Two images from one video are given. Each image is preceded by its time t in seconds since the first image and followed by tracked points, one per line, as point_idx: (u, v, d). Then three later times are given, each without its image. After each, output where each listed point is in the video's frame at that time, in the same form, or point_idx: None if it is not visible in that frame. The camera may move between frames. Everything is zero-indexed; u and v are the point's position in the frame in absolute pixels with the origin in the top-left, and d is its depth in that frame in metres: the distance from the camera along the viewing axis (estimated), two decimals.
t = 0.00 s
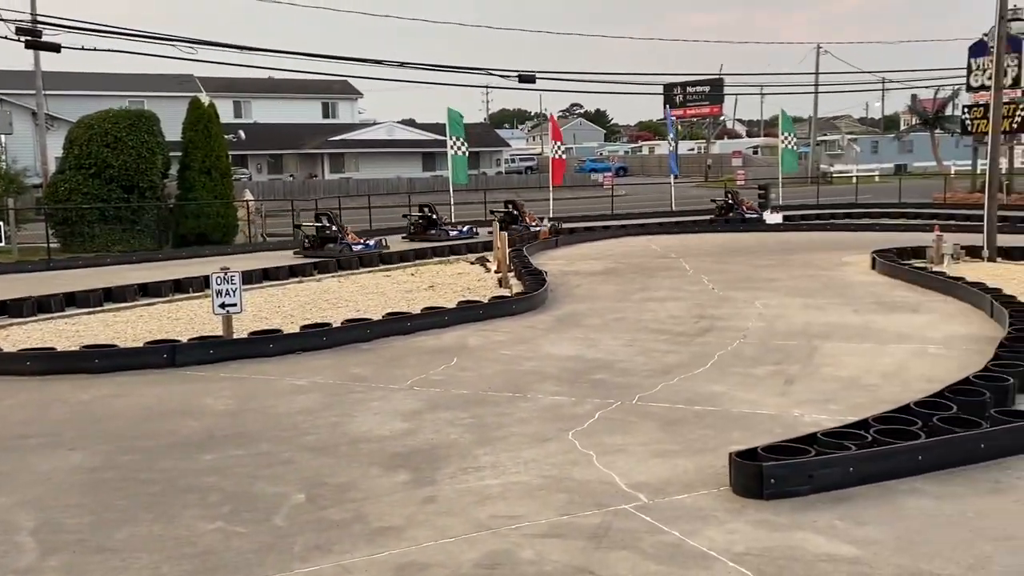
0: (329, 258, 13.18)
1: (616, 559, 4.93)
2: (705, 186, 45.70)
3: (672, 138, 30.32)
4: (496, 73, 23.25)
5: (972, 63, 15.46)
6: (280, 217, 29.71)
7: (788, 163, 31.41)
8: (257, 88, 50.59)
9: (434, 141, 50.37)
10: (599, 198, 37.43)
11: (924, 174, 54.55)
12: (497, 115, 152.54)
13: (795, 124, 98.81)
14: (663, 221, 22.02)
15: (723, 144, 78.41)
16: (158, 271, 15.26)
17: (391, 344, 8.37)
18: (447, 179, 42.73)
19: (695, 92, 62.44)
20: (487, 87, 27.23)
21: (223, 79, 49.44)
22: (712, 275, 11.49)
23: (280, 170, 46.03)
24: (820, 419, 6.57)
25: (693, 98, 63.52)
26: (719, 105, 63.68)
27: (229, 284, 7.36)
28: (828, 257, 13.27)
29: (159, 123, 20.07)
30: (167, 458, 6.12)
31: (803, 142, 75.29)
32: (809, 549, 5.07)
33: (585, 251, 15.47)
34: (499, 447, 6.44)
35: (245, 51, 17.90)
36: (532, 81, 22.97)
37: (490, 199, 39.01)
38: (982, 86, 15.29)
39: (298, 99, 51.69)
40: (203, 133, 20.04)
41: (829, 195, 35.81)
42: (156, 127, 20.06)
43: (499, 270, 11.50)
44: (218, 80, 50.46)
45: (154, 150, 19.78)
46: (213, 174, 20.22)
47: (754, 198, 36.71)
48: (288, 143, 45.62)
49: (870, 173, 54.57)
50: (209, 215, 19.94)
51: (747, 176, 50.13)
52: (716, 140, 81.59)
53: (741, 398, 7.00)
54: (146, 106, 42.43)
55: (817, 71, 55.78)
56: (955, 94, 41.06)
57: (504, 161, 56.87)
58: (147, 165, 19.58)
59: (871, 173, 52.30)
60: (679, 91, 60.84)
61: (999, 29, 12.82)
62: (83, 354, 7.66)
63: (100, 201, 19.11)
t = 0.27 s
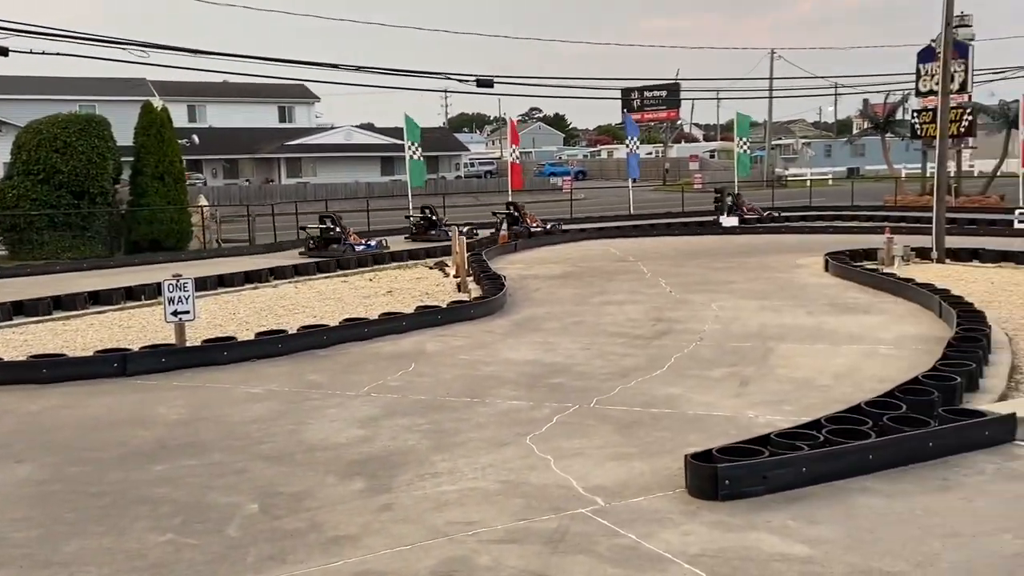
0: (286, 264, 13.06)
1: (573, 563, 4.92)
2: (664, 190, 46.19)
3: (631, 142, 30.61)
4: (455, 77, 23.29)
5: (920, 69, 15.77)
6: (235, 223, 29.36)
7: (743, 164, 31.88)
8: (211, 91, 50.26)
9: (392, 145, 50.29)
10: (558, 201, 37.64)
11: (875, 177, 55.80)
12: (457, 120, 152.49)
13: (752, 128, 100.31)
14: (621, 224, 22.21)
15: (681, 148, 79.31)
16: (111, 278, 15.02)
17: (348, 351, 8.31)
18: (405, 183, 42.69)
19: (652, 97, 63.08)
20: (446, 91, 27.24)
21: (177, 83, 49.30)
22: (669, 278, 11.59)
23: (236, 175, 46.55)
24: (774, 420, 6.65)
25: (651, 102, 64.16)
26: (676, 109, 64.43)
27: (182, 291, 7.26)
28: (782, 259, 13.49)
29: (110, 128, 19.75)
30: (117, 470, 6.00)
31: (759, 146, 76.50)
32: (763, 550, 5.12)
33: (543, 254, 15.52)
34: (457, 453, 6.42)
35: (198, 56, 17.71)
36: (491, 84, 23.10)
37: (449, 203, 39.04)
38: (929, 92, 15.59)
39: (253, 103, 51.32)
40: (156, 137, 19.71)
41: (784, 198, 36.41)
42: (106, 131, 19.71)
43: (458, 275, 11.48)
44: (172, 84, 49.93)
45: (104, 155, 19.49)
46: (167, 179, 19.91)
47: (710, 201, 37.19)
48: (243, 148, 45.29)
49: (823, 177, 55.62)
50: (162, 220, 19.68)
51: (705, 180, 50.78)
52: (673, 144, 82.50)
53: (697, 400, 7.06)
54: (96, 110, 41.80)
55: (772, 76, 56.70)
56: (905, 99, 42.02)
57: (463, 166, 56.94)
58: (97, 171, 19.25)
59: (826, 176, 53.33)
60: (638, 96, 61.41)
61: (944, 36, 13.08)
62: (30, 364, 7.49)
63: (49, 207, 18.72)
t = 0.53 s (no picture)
0: (244, 270, 12.92)
1: (531, 569, 4.89)
2: (626, 193, 46.56)
3: (593, 146, 30.82)
4: (416, 81, 23.32)
5: (875, 74, 16.03)
6: (191, 228, 29.02)
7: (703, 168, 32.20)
8: (167, 97, 50.13)
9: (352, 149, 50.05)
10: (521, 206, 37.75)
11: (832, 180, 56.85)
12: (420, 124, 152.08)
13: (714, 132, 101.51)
14: (582, 228, 22.33)
15: (643, 152, 80.02)
16: (60, 286, 14.59)
17: (306, 357, 8.23)
18: (366, 188, 42.53)
19: (614, 101, 63.60)
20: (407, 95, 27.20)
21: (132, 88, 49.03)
22: (630, 281, 11.65)
23: (194, 180, 45.75)
24: (732, 422, 6.69)
25: (612, 107, 64.65)
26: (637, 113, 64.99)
27: (135, 299, 7.15)
28: (740, 261, 13.66)
29: (63, 132, 19.49)
30: (67, 482, 5.87)
31: (720, 151, 77.47)
32: (720, 551, 5.12)
33: (505, 259, 15.53)
34: (415, 459, 6.37)
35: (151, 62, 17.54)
36: (451, 88, 23.11)
37: (410, 207, 39.00)
38: (884, 96, 15.87)
39: (210, 108, 51.06)
40: (109, 142, 19.66)
41: (742, 202, 36.92)
42: (59, 136, 19.43)
43: (418, 280, 11.45)
44: (127, 90, 49.63)
45: (56, 160, 19.22)
46: (121, 185, 19.74)
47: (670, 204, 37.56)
48: (201, 153, 44.95)
49: (783, 180, 56.43)
50: (116, 226, 19.28)
51: (667, 184, 51.30)
52: (635, 149, 83.22)
53: (656, 403, 7.08)
54: (48, 116, 41.28)
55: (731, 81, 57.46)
56: (859, 103, 42.87)
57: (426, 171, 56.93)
58: (49, 177, 19.00)
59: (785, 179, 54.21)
60: (600, 101, 61.84)
61: (896, 41, 13.34)
62: None
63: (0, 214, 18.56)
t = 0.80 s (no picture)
0: (205, 277, 12.81)
1: None
2: (590, 198, 46.85)
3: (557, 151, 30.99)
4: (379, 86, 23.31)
5: (833, 80, 16.26)
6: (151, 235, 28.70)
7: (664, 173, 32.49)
8: (126, 101, 49.52)
9: (314, 154, 49.78)
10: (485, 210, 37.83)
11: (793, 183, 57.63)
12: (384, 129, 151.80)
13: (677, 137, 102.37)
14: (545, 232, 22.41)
15: (607, 156, 80.44)
16: (14, 295, 14.38)
17: (267, 366, 8.17)
18: (329, 193, 42.32)
19: (577, 105, 64.01)
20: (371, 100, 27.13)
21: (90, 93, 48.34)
22: (594, 285, 11.72)
23: (154, 186, 45.54)
24: (693, 425, 6.73)
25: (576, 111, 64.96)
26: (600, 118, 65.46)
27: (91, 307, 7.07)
28: (703, 265, 13.80)
29: (18, 136, 18.99)
30: (19, 496, 5.75)
31: (684, 155, 78.20)
32: (681, 554, 5.13)
33: (470, 263, 15.54)
34: (377, 467, 6.33)
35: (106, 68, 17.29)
36: (415, 93, 23.11)
37: (374, 212, 38.93)
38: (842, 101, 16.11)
39: (169, 112, 50.57)
40: (66, 148, 19.32)
41: (705, 205, 37.30)
42: (14, 142, 18.90)
43: (382, 286, 11.42)
44: (84, 94, 48.92)
45: (12, 167, 18.81)
46: (77, 191, 19.50)
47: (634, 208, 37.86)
48: (161, 158, 44.51)
49: (745, 184, 57.13)
50: (73, 233, 19.10)
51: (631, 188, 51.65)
52: (599, 153, 83.80)
53: (618, 407, 7.11)
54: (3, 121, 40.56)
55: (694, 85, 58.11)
56: (819, 107, 43.51)
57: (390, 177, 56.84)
58: (4, 183, 18.62)
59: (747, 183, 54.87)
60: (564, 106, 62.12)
61: (852, 48, 13.55)
62: None
63: None
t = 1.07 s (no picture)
0: (165, 285, 12.67)
1: None
2: (556, 203, 47.03)
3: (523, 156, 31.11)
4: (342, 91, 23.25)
5: (795, 85, 16.42)
6: (110, 241, 28.34)
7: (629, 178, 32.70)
8: (86, 106, 49.02)
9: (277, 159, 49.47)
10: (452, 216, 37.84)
11: (757, 188, 58.28)
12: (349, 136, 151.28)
13: (643, 142, 103.14)
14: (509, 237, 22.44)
15: (574, 162, 80.86)
16: None
17: (229, 374, 8.09)
18: (294, 198, 42.05)
19: (543, 111, 64.30)
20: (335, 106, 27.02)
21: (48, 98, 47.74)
22: (559, 290, 11.75)
23: (115, 193, 45.27)
24: (656, 428, 6.76)
25: (542, 117, 65.18)
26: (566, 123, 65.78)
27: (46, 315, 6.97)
28: (667, 269, 13.89)
29: None
30: None
31: (650, 160, 78.74)
32: (644, 557, 5.11)
33: (436, 269, 15.51)
34: (339, 475, 6.27)
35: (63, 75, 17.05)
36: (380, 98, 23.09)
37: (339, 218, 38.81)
38: (804, 107, 16.27)
39: (130, 117, 50.09)
40: (22, 153, 18.99)
41: (669, 210, 37.59)
42: None
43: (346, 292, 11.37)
44: (41, 100, 48.34)
45: None
46: (35, 198, 19.19)
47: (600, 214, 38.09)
48: (122, 164, 44.04)
49: (709, 188, 57.71)
50: (30, 240, 18.82)
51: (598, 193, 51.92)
52: (566, 158, 84.18)
53: (582, 411, 7.12)
54: None
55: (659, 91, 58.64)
56: (781, 113, 44.05)
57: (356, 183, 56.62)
58: None
59: (712, 188, 55.41)
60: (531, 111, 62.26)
61: (812, 54, 13.70)
62: None
63: None
